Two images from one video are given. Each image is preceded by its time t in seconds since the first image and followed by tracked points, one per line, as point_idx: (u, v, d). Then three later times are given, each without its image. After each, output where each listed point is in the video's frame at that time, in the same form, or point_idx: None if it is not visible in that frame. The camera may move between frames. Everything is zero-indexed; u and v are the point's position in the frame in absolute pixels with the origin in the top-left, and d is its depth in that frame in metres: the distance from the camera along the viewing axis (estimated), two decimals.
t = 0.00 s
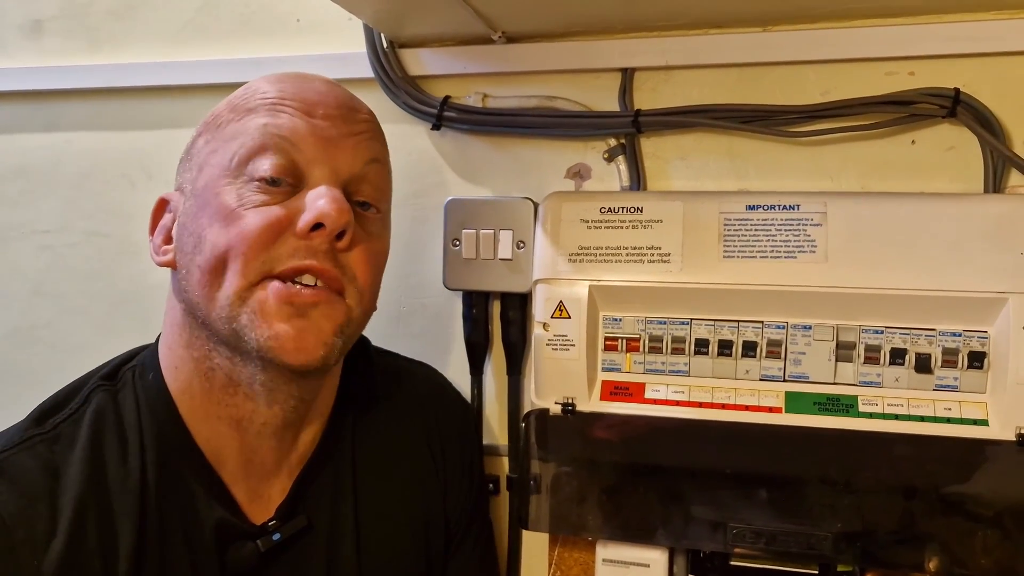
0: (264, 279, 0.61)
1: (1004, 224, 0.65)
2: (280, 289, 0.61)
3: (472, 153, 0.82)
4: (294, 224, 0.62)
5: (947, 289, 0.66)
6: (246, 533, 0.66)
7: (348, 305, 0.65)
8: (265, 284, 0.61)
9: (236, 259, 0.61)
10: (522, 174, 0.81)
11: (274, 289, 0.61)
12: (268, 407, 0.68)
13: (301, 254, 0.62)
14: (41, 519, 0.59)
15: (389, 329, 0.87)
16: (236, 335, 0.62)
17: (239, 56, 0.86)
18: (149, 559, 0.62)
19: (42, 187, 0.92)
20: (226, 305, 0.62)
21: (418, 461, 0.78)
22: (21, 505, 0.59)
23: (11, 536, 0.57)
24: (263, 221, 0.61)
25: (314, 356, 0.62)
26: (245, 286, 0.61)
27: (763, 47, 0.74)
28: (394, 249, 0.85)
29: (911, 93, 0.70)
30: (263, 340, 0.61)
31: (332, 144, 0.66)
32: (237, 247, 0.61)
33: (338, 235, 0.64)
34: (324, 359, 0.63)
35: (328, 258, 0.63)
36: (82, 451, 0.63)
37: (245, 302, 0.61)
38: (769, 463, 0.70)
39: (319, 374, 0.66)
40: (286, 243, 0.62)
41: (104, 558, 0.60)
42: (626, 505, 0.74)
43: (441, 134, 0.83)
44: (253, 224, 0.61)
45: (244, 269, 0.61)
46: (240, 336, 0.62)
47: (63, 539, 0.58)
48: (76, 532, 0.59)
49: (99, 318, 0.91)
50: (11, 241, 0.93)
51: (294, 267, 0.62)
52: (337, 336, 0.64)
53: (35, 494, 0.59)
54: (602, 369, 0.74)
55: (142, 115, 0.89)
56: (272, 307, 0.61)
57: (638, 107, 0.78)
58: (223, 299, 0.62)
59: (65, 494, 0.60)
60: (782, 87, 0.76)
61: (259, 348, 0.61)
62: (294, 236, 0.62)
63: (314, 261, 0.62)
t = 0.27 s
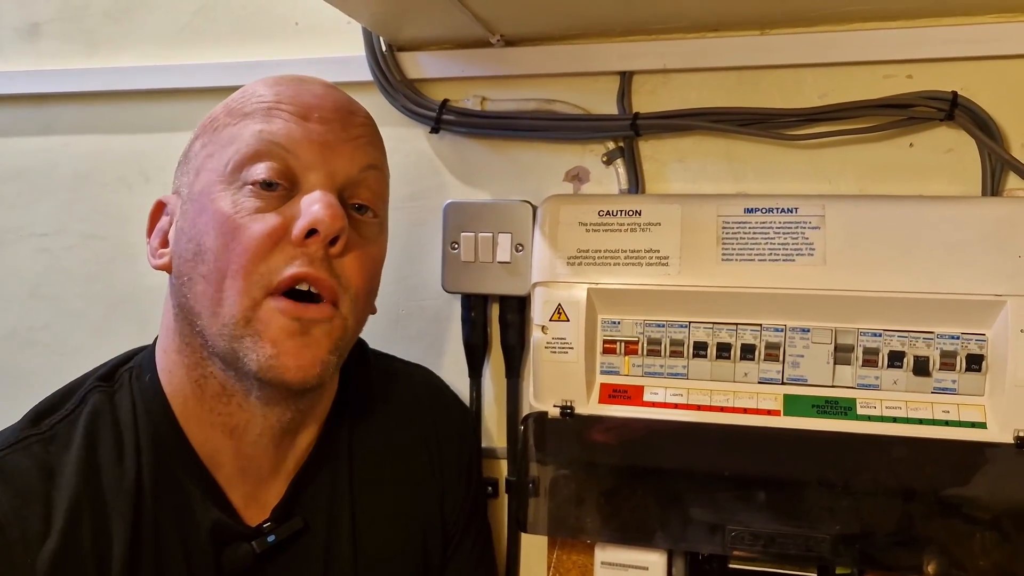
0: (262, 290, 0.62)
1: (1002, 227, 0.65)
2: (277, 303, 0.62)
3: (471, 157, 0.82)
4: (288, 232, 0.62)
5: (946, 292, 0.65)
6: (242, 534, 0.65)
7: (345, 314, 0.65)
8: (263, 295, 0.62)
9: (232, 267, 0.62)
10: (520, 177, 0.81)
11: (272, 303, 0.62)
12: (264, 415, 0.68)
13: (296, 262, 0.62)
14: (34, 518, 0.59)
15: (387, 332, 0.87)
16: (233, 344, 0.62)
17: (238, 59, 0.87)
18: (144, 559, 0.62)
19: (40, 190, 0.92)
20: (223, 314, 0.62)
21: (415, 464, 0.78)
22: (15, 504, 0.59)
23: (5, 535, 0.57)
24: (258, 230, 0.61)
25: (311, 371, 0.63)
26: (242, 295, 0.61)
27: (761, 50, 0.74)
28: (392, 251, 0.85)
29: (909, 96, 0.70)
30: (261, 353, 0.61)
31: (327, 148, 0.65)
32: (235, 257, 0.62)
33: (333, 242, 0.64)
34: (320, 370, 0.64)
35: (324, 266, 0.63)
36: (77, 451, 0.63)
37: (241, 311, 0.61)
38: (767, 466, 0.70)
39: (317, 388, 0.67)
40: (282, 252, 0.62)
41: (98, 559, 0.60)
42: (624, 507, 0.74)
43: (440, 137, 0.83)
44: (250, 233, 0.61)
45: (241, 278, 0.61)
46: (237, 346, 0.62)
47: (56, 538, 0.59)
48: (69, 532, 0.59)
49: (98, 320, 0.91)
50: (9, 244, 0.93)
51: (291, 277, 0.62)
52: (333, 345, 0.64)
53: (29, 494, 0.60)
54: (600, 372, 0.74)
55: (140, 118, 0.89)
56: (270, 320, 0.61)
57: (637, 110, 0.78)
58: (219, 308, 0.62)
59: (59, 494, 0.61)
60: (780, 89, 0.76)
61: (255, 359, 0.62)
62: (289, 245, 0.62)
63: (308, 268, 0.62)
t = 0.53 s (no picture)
0: (253, 298, 0.62)
1: (1001, 229, 0.65)
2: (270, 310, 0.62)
3: (470, 160, 0.83)
4: (282, 244, 0.62)
5: (945, 294, 0.65)
6: (240, 539, 0.66)
7: (337, 327, 0.66)
8: (254, 306, 0.62)
9: (225, 276, 0.62)
10: (520, 180, 0.82)
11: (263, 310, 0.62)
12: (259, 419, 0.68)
13: (289, 275, 0.62)
14: (36, 525, 0.59)
15: (386, 335, 0.87)
16: (225, 350, 0.62)
17: (238, 61, 0.87)
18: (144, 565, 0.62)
19: (40, 193, 0.92)
20: (215, 321, 0.62)
21: (414, 467, 0.78)
22: (17, 511, 0.59)
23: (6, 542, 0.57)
24: (251, 240, 0.61)
25: (300, 382, 0.63)
26: (234, 304, 0.61)
27: (760, 53, 0.74)
28: (392, 254, 0.85)
29: (908, 99, 0.70)
30: (252, 361, 0.62)
31: (325, 158, 0.65)
32: (227, 265, 0.62)
33: (327, 255, 0.64)
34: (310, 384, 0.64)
35: (316, 279, 0.63)
36: (77, 457, 0.63)
37: (232, 322, 0.62)
38: (767, 468, 0.70)
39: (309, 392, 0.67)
40: (275, 263, 0.62)
41: (100, 565, 0.60)
42: (624, 509, 0.74)
43: (439, 140, 0.83)
44: (243, 243, 0.61)
45: (233, 288, 0.61)
46: (229, 352, 0.62)
47: (57, 544, 0.58)
48: (71, 538, 0.59)
49: (98, 323, 0.91)
50: (10, 247, 0.93)
51: (282, 289, 0.62)
52: (325, 357, 0.64)
53: (30, 500, 0.60)
54: (600, 375, 0.74)
55: (141, 121, 0.89)
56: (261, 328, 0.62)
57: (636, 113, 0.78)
58: (211, 316, 0.62)
59: (60, 500, 0.61)
60: (779, 92, 0.76)
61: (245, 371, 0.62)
62: (282, 256, 0.62)
63: (301, 282, 0.62)
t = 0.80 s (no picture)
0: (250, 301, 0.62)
1: (1000, 231, 0.65)
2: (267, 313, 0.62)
3: (469, 162, 0.83)
4: (278, 247, 0.62)
5: (943, 296, 0.65)
6: (238, 538, 0.66)
7: (333, 330, 0.66)
8: (249, 308, 0.62)
9: (221, 278, 0.62)
10: (519, 182, 0.82)
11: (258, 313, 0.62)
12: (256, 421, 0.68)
13: (285, 278, 0.62)
14: (34, 525, 0.59)
15: (385, 336, 0.87)
16: (221, 352, 0.62)
17: (237, 64, 0.87)
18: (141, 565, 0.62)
19: (39, 195, 0.92)
20: (211, 322, 0.62)
21: (413, 470, 0.78)
22: (15, 510, 0.59)
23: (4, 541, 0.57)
24: (248, 243, 0.61)
25: (295, 383, 0.63)
26: (230, 305, 0.62)
27: (759, 56, 0.74)
28: (391, 256, 0.85)
29: (907, 101, 0.70)
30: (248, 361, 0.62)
31: (324, 162, 0.65)
32: (224, 267, 0.62)
33: (324, 258, 0.64)
34: (305, 387, 0.64)
35: (313, 282, 0.63)
36: (76, 456, 0.63)
37: (229, 324, 0.62)
38: (766, 470, 0.70)
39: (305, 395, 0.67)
40: (272, 266, 0.62)
41: (98, 565, 0.60)
42: (623, 511, 0.74)
43: (438, 142, 0.83)
44: (240, 246, 0.61)
45: (229, 290, 0.62)
46: (226, 353, 0.62)
47: (55, 544, 0.58)
48: (68, 538, 0.59)
49: (98, 325, 0.91)
50: (9, 249, 0.93)
51: (278, 292, 0.62)
52: (321, 359, 0.64)
53: (28, 500, 0.60)
54: (598, 377, 0.74)
55: (140, 123, 0.90)
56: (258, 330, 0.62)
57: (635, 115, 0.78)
58: (208, 318, 0.62)
59: (58, 500, 0.61)
60: (778, 95, 0.76)
61: (241, 372, 0.62)
62: (278, 259, 0.62)
63: (296, 285, 0.62)
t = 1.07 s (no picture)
0: (246, 303, 0.62)
1: (997, 234, 0.65)
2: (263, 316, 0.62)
3: (468, 163, 0.83)
4: (273, 249, 0.62)
5: (941, 299, 0.66)
6: (233, 546, 0.66)
7: (331, 331, 0.65)
8: (248, 312, 0.62)
9: (218, 282, 0.62)
10: (517, 185, 0.82)
11: (255, 315, 0.62)
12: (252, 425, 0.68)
13: (282, 281, 0.62)
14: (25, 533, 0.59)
15: (383, 339, 0.87)
16: (217, 356, 0.62)
17: (235, 66, 0.87)
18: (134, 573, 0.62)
19: (36, 197, 0.92)
20: (206, 326, 0.62)
21: (410, 473, 0.78)
22: (7, 518, 0.58)
23: None
24: (244, 246, 0.61)
25: (294, 386, 0.62)
26: (225, 308, 0.61)
27: (757, 58, 0.74)
28: (389, 258, 0.85)
29: (904, 103, 0.70)
30: (245, 364, 0.61)
31: (317, 163, 0.65)
32: (220, 271, 0.62)
33: (319, 260, 0.64)
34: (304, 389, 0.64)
35: (309, 284, 0.63)
36: (68, 463, 0.62)
37: (226, 327, 0.62)
38: (764, 472, 0.70)
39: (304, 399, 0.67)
40: (268, 269, 0.62)
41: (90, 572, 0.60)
42: (622, 513, 0.74)
43: (436, 144, 0.83)
44: (235, 249, 0.61)
45: (226, 294, 0.62)
46: (221, 358, 0.62)
47: (46, 551, 0.58)
48: (60, 546, 0.59)
49: (95, 327, 0.91)
50: (6, 251, 0.93)
51: (275, 295, 0.62)
52: (320, 361, 0.64)
53: (19, 508, 0.59)
54: (596, 379, 0.74)
55: (137, 125, 0.90)
56: (254, 332, 0.61)
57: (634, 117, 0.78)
58: (204, 322, 0.62)
59: (50, 507, 0.60)
60: (776, 97, 0.76)
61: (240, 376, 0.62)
62: (275, 262, 0.62)
63: (293, 288, 0.62)
